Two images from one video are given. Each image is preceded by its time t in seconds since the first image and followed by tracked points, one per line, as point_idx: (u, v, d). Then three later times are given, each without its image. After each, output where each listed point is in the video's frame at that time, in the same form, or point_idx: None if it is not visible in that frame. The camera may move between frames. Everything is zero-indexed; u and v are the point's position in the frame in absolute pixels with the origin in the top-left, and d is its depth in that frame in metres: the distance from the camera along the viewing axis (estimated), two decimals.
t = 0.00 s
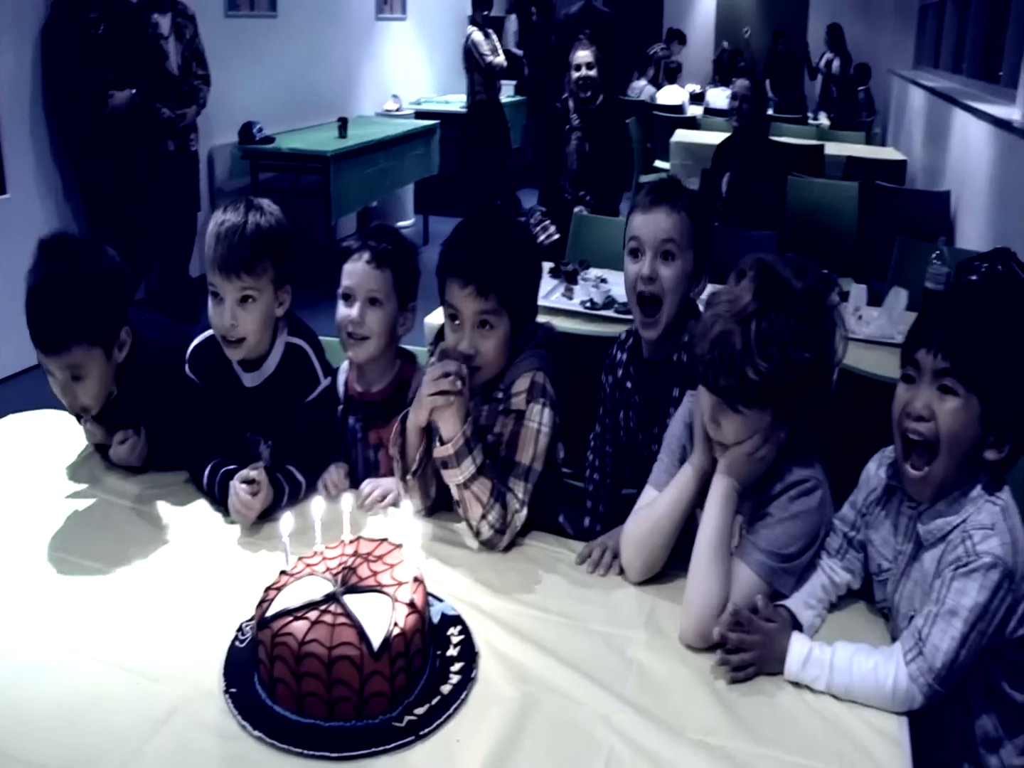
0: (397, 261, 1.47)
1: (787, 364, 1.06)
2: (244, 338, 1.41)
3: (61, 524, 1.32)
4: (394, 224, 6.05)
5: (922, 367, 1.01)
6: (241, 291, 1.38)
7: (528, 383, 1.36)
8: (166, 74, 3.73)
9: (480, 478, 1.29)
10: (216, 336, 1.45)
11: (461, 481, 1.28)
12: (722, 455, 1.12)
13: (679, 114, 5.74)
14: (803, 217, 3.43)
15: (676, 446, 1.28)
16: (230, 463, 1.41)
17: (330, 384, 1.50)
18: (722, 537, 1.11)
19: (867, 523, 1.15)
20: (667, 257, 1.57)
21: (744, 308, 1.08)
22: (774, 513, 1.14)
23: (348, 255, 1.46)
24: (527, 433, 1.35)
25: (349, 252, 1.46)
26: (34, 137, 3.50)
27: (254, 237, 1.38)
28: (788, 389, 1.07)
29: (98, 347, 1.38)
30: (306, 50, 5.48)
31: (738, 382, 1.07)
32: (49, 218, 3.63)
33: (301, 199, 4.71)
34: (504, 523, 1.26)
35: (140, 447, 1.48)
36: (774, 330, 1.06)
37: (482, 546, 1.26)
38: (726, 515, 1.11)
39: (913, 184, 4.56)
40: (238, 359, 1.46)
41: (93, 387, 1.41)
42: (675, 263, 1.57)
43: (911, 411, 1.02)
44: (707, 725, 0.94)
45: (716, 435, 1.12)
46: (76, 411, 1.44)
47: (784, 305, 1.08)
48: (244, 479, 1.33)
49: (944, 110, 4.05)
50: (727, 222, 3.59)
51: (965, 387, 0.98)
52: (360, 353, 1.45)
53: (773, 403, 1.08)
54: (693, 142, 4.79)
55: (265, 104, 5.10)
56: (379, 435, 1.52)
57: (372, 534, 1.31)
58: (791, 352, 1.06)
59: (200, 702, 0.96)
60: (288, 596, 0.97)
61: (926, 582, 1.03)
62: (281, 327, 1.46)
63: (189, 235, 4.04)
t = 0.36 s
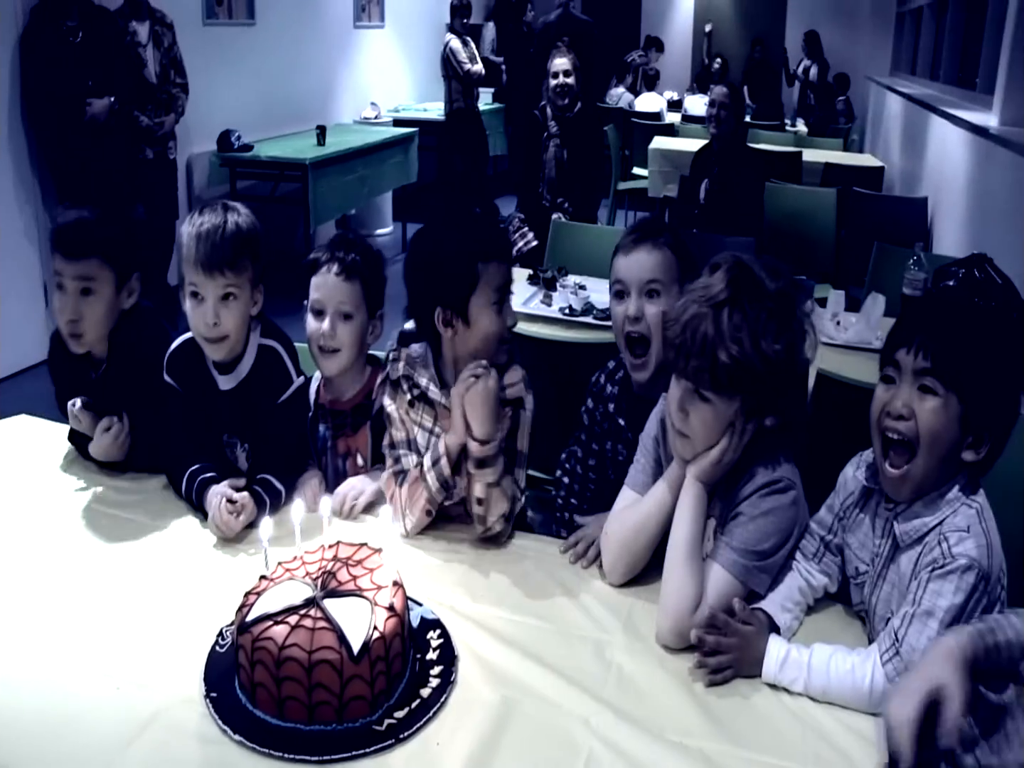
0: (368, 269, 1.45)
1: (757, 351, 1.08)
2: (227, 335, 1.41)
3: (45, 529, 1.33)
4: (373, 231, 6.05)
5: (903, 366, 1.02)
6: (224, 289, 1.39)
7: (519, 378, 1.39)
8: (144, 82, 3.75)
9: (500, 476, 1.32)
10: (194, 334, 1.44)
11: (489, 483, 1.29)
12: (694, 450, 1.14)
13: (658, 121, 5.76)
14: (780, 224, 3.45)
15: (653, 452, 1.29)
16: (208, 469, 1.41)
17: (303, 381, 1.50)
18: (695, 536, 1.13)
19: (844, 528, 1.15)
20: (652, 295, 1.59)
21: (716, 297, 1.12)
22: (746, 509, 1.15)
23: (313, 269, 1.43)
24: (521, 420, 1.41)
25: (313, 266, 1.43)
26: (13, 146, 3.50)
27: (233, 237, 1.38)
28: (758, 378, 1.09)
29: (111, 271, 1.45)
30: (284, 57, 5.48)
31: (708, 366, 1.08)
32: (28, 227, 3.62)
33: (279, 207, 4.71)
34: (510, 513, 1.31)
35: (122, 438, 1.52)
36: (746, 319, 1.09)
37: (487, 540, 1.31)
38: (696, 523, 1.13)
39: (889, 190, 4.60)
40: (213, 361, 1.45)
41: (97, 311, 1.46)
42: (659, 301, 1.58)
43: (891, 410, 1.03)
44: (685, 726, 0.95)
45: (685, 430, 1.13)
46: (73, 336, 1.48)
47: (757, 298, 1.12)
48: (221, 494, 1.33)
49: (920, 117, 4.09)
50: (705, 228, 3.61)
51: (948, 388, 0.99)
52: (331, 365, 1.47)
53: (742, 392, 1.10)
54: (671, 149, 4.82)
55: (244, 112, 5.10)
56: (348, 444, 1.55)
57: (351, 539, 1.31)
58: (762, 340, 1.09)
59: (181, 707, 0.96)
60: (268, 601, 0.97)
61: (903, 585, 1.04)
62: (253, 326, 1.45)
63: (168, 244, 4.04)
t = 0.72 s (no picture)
0: (358, 277, 1.47)
1: (737, 356, 1.08)
2: (234, 334, 1.42)
3: (38, 530, 1.33)
4: (366, 232, 6.05)
5: (889, 371, 1.07)
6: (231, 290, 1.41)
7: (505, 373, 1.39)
8: (137, 84, 3.74)
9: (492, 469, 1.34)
10: (190, 335, 1.44)
11: (481, 477, 1.32)
12: (681, 455, 1.14)
13: (650, 120, 5.76)
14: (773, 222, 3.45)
15: (642, 449, 1.29)
16: (200, 470, 1.41)
17: (293, 380, 1.51)
18: (687, 534, 1.13)
19: (837, 529, 1.15)
20: (626, 315, 1.53)
21: (694, 305, 1.11)
22: (735, 504, 1.16)
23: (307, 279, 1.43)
24: (511, 412, 1.40)
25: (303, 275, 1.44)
26: (6, 147, 3.49)
27: (225, 240, 1.39)
28: (742, 381, 1.09)
29: (153, 235, 1.56)
30: (277, 58, 5.48)
31: (690, 377, 1.09)
32: (21, 229, 3.61)
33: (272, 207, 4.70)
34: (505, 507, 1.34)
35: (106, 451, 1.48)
36: (724, 323, 1.09)
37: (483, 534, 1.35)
38: (688, 519, 1.14)
39: (882, 189, 4.60)
40: (204, 359, 1.45)
41: (144, 272, 1.57)
42: (633, 322, 1.52)
43: (879, 417, 1.07)
44: (676, 724, 0.95)
45: (672, 434, 1.14)
46: (124, 298, 1.57)
47: (734, 299, 1.12)
48: (211, 495, 1.33)
49: (913, 116, 4.10)
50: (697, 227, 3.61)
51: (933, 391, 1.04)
52: (324, 380, 1.49)
53: (725, 395, 1.10)
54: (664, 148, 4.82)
55: (236, 114, 5.10)
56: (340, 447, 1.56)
57: (345, 539, 1.31)
58: (742, 345, 1.08)
59: (174, 707, 0.96)
60: (261, 601, 0.98)
61: (895, 586, 1.05)
62: (246, 325, 1.46)
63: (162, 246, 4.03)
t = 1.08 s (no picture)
0: (354, 280, 1.47)
1: (733, 355, 1.08)
2: (217, 335, 1.41)
3: (32, 531, 1.32)
4: (362, 231, 6.05)
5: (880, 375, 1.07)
6: (216, 288, 1.39)
7: (501, 372, 1.39)
8: (133, 83, 3.74)
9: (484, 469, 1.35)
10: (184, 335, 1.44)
11: (479, 479, 1.32)
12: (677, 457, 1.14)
13: (646, 119, 5.77)
14: (768, 221, 3.46)
15: (636, 451, 1.30)
16: (197, 471, 1.40)
17: (292, 383, 1.51)
18: (682, 535, 1.13)
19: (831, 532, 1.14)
20: (595, 313, 1.54)
21: (692, 304, 1.12)
22: (730, 504, 1.16)
23: (296, 289, 1.44)
24: (508, 414, 1.41)
25: (295, 287, 1.44)
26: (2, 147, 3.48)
27: (222, 238, 1.39)
28: (738, 382, 1.09)
29: (150, 228, 1.57)
30: (273, 58, 5.48)
31: (685, 375, 1.08)
32: (18, 228, 3.61)
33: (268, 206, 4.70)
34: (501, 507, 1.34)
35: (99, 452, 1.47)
36: (721, 322, 1.10)
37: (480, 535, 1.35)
38: (683, 520, 1.13)
39: (878, 188, 4.61)
40: (203, 360, 1.45)
41: (138, 262, 1.57)
42: (602, 319, 1.54)
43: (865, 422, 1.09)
44: (669, 726, 0.95)
45: (667, 434, 1.14)
46: (117, 287, 1.57)
47: (731, 299, 1.13)
48: (206, 499, 1.33)
49: (909, 116, 4.10)
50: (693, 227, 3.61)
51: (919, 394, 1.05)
52: (322, 387, 1.50)
53: (721, 394, 1.09)
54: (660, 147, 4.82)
55: (232, 113, 5.09)
56: (338, 449, 1.57)
57: (340, 540, 1.31)
58: (738, 345, 1.09)
59: (169, 709, 0.96)
60: (255, 603, 0.97)
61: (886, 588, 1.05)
62: (244, 327, 1.45)
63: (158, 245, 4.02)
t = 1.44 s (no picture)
0: (367, 267, 1.45)
1: (760, 330, 1.12)
2: (226, 323, 1.41)
3: (44, 520, 1.32)
4: (373, 224, 6.04)
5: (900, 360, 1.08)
6: (224, 274, 1.40)
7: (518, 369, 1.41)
8: (146, 76, 3.70)
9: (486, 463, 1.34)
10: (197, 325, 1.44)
11: (474, 470, 1.32)
12: (694, 444, 1.15)
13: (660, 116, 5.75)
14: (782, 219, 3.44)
15: (648, 449, 1.29)
16: (209, 462, 1.41)
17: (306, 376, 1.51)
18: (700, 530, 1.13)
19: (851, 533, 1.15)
20: (588, 316, 1.55)
21: (716, 283, 1.15)
22: (747, 502, 1.16)
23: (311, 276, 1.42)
24: (524, 411, 1.39)
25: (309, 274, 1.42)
26: (16, 135, 3.49)
27: (234, 226, 1.40)
28: (763, 355, 1.12)
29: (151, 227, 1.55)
30: (286, 50, 5.48)
31: (718, 347, 1.09)
32: (31, 217, 3.61)
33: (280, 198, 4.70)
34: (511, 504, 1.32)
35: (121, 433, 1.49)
36: (747, 301, 1.13)
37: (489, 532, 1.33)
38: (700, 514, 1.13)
39: (892, 187, 4.59)
40: (218, 351, 1.46)
41: (141, 263, 1.55)
42: (595, 321, 1.55)
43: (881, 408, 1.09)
44: (684, 726, 0.95)
45: (687, 420, 1.14)
46: (121, 288, 1.55)
47: (754, 282, 1.16)
48: (217, 491, 1.33)
49: (926, 114, 4.07)
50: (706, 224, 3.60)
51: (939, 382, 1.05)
52: (338, 375, 1.45)
53: (749, 370, 1.11)
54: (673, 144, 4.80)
55: (245, 105, 5.09)
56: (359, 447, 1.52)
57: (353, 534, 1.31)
58: (763, 321, 1.13)
59: (182, 700, 0.96)
60: (270, 595, 0.97)
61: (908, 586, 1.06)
62: (259, 318, 1.46)
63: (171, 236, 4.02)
